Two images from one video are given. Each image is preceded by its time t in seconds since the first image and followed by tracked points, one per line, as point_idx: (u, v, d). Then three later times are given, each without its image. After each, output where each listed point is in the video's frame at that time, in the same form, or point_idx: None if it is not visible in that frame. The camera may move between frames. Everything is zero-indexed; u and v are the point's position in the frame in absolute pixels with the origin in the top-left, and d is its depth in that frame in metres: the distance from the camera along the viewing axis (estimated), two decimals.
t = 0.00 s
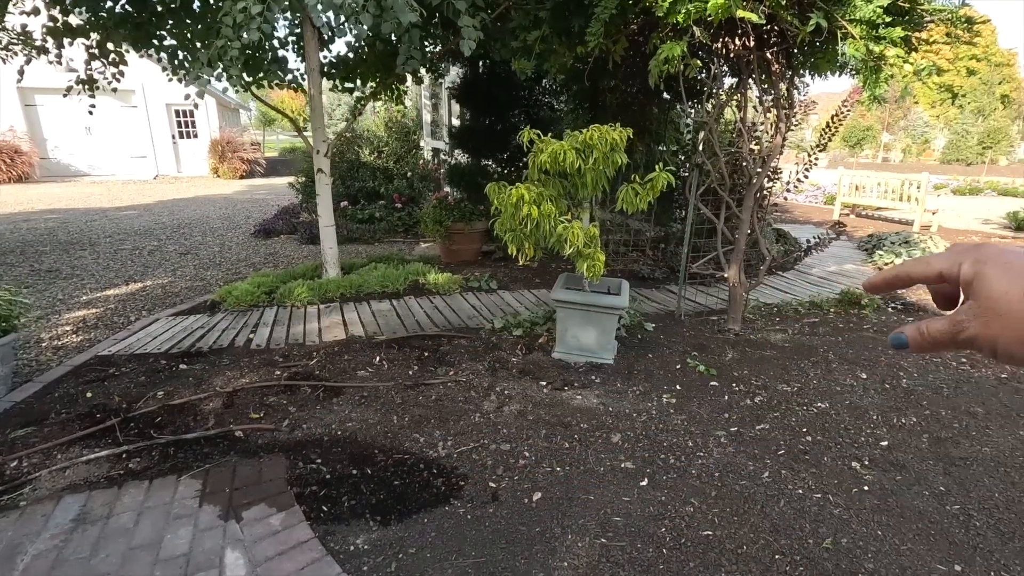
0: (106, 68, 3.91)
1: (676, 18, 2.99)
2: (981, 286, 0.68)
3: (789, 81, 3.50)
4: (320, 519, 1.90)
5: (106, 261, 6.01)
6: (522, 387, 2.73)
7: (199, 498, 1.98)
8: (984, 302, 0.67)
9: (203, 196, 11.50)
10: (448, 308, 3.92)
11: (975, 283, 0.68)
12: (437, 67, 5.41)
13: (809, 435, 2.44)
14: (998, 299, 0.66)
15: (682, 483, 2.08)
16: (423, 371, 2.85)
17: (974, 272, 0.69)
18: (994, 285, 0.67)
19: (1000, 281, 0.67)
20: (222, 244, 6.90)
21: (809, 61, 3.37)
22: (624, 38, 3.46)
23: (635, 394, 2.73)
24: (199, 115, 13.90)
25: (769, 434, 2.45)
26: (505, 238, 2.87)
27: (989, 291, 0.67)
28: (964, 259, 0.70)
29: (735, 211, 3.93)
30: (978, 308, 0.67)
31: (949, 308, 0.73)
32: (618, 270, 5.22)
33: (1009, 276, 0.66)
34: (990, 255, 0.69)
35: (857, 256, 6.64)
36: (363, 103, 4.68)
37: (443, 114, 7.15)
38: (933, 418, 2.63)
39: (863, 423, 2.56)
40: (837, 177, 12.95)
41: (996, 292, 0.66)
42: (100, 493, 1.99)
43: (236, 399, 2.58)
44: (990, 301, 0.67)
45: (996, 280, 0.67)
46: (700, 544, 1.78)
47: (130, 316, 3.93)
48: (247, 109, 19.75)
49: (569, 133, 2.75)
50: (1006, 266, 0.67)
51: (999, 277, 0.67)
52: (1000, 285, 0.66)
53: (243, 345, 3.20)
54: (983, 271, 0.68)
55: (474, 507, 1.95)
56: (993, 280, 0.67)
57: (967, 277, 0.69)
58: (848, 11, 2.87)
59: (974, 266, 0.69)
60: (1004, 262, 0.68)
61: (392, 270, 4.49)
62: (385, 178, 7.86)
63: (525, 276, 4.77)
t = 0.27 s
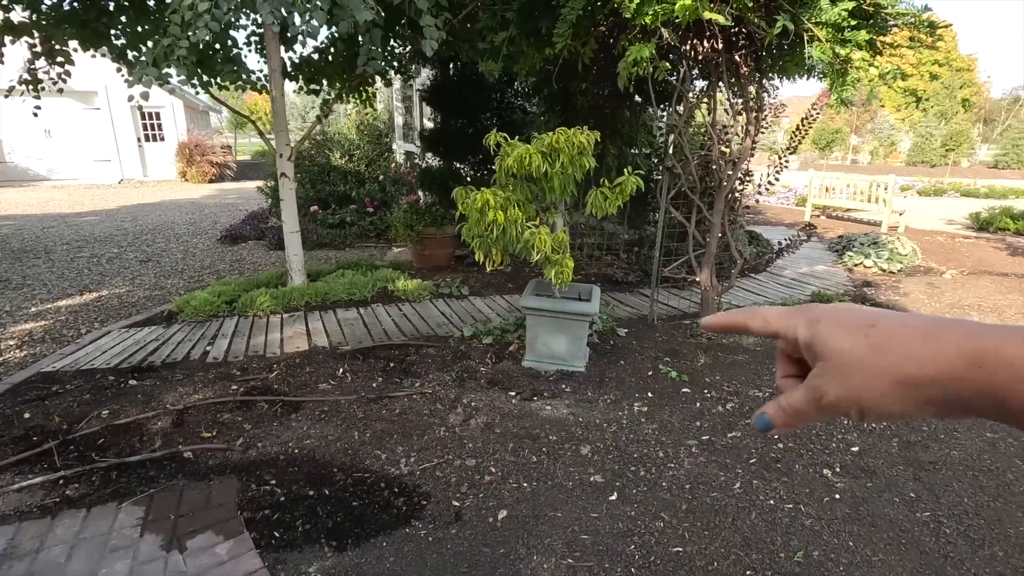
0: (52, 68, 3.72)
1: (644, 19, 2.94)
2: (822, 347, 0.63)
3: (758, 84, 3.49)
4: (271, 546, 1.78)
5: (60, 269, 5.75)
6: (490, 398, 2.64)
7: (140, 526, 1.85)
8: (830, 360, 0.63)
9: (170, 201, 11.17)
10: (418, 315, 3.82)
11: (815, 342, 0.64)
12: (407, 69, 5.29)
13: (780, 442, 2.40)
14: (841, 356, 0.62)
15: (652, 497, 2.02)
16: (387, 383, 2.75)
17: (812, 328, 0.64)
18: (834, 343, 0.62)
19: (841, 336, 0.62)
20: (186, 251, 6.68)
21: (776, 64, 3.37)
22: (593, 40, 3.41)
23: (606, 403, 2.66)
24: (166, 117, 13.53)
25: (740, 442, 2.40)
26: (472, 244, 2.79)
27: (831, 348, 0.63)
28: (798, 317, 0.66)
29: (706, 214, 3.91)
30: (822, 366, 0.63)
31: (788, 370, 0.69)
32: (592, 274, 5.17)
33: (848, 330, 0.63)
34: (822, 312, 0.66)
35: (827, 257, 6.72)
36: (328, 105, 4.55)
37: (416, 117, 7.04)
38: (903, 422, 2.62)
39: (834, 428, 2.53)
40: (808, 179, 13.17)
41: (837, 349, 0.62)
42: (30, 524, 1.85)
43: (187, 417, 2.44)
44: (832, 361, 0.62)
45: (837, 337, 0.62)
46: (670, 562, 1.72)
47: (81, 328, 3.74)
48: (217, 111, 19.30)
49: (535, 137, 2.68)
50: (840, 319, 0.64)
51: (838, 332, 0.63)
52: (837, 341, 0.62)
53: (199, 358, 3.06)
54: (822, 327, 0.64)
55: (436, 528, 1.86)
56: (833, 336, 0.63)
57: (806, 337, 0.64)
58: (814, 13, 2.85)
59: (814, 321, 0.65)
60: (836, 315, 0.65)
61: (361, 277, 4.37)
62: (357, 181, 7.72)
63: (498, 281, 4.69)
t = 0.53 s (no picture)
0: None
1: (616, 19, 2.87)
2: (521, 499, 0.42)
3: (731, 86, 3.47)
4: None
5: (13, 278, 5.48)
6: (461, 409, 2.54)
7: (78, 558, 1.71)
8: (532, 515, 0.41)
9: (136, 205, 10.82)
10: (389, 322, 3.70)
11: (508, 490, 0.43)
12: (377, 70, 5.17)
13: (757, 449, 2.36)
14: (546, 510, 0.41)
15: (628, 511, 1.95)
16: (354, 395, 2.63)
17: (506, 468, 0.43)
18: (536, 486, 0.41)
19: (545, 476, 0.42)
20: (150, 257, 6.44)
21: (748, 65, 3.34)
22: (565, 40, 3.35)
23: (582, 412, 2.58)
24: (133, 119, 13.13)
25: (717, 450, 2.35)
26: (441, 249, 2.69)
27: (532, 496, 0.41)
28: (484, 454, 0.45)
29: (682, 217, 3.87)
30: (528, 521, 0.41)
31: (484, 534, 0.46)
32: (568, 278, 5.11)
33: (561, 462, 0.42)
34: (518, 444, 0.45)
35: (802, 258, 6.77)
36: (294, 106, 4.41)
37: (389, 119, 6.91)
38: (879, 426, 2.60)
39: (811, 434, 2.50)
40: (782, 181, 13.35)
41: (543, 500, 0.41)
42: None
43: (137, 436, 2.29)
44: (537, 521, 0.41)
45: (539, 476, 0.42)
46: None
47: (30, 341, 3.53)
48: (187, 113, 18.85)
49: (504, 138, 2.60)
50: (548, 450, 0.43)
51: (541, 473, 0.42)
52: (536, 489, 0.41)
53: (155, 371, 2.90)
54: (519, 464, 0.43)
55: (401, 551, 1.76)
56: (538, 478, 0.42)
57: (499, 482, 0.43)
58: (785, 14, 2.83)
59: (514, 459, 0.43)
60: (543, 447, 0.44)
61: (330, 283, 4.23)
62: (329, 185, 7.55)
63: (472, 286, 4.59)
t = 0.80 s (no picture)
0: None
1: (595, 17, 2.79)
2: (660, 460, 0.47)
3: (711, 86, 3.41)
4: None
5: None
6: (439, 424, 2.43)
7: None
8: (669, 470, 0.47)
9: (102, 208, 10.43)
10: (364, 331, 3.57)
11: (649, 453, 0.48)
12: (352, 68, 5.02)
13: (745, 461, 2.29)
14: (678, 468, 0.46)
15: (614, 531, 1.85)
16: (326, 411, 2.50)
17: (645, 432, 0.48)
18: (673, 447, 0.46)
19: (683, 439, 0.46)
20: (114, 263, 6.17)
21: (729, 65, 3.30)
22: (543, 38, 3.23)
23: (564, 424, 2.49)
24: (99, 119, 12.69)
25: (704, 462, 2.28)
26: (416, 256, 2.56)
27: (671, 455, 0.46)
28: (629, 423, 0.50)
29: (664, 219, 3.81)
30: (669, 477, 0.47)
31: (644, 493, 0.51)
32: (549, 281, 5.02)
33: (692, 428, 0.47)
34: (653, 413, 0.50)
35: (781, 258, 6.79)
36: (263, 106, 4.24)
37: (364, 119, 6.74)
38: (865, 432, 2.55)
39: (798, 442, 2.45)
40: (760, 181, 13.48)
41: (680, 458, 0.46)
42: None
43: (89, 460, 2.13)
44: (675, 478, 0.46)
45: (676, 438, 0.47)
46: None
47: None
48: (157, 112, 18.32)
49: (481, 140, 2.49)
50: (681, 417, 0.48)
51: (677, 436, 0.47)
52: (673, 446, 0.46)
53: (112, 388, 2.72)
54: (654, 430, 0.48)
55: None
56: (674, 442, 0.47)
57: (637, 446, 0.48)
58: (767, 12, 2.77)
59: (655, 425, 0.48)
60: (678, 414, 0.49)
61: (303, 290, 4.07)
62: (303, 187, 7.35)
63: (451, 290, 4.47)
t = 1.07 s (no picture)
0: None
1: (582, 14, 2.71)
2: (885, 391, 0.54)
3: (699, 85, 3.35)
4: None
5: None
6: (423, 440, 2.31)
7: None
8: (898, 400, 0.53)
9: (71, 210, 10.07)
10: (344, 339, 3.43)
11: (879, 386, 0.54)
12: (330, 66, 4.87)
13: (740, 473, 2.22)
14: (896, 396, 0.53)
15: (608, 555, 1.76)
16: (303, 427, 2.37)
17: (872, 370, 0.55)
18: (899, 379, 0.53)
19: (906, 374, 0.52)
20: (81, 268, 5.92)
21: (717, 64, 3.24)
22: (527, 36, 3.14)
23: (554, 437, 2.39)
24: (67, 118, 12.26)
25: (698, 476, 2.20)
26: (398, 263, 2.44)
27: (897, 389, 0.53)
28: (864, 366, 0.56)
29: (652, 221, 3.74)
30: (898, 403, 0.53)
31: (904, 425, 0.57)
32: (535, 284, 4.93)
33: (917, 362, 0.52)
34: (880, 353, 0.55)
35: (765, 258, 6.78)
36: (235, 104, 4.07)
37: (343, 119, 6.57)
38: (859, 439, 2.50)
39: (793, 452, 2.39)
40: (741, 180, 13.54)
41: (907, 391, 0.52)
42: None
43: (45, 488, 1.98)
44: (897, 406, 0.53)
45: (900, 373, 0.52)
46: None
47: None
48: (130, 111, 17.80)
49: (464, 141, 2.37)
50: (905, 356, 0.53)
51: (895, 369, 0.53)
52: (894, 382, 0.53)
53: (73, 405, 2.56)
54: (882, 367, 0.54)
55: None
56: (894, 374, 0.53)
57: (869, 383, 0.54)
58: (758, 10, 2.71)
59: (877, 361, 0.55)
60: (896, 351, 0.55)
61: (280, 296, 3.92)
62: (281, 188, 7.15)
63: (434, 295, 4.35)
